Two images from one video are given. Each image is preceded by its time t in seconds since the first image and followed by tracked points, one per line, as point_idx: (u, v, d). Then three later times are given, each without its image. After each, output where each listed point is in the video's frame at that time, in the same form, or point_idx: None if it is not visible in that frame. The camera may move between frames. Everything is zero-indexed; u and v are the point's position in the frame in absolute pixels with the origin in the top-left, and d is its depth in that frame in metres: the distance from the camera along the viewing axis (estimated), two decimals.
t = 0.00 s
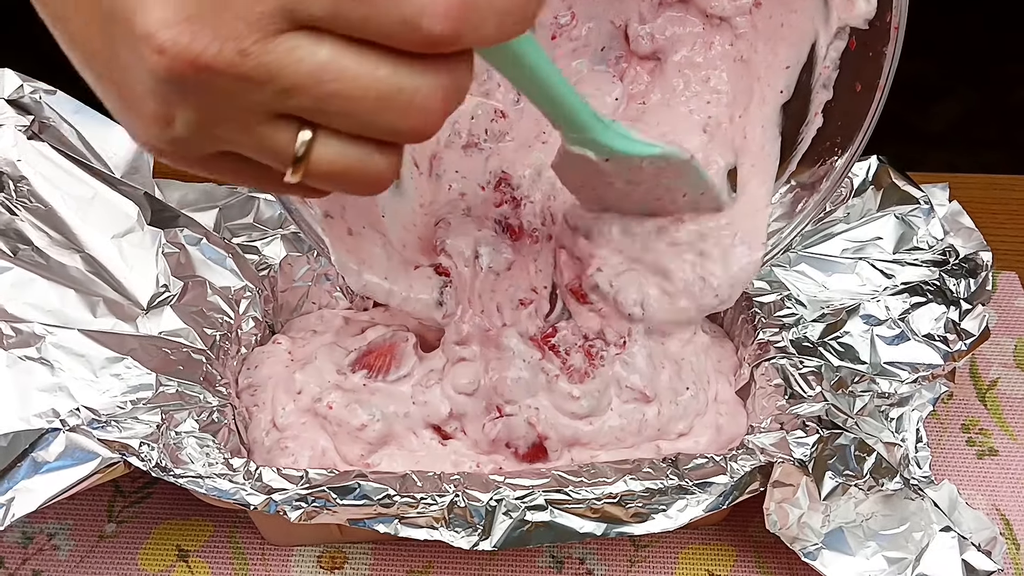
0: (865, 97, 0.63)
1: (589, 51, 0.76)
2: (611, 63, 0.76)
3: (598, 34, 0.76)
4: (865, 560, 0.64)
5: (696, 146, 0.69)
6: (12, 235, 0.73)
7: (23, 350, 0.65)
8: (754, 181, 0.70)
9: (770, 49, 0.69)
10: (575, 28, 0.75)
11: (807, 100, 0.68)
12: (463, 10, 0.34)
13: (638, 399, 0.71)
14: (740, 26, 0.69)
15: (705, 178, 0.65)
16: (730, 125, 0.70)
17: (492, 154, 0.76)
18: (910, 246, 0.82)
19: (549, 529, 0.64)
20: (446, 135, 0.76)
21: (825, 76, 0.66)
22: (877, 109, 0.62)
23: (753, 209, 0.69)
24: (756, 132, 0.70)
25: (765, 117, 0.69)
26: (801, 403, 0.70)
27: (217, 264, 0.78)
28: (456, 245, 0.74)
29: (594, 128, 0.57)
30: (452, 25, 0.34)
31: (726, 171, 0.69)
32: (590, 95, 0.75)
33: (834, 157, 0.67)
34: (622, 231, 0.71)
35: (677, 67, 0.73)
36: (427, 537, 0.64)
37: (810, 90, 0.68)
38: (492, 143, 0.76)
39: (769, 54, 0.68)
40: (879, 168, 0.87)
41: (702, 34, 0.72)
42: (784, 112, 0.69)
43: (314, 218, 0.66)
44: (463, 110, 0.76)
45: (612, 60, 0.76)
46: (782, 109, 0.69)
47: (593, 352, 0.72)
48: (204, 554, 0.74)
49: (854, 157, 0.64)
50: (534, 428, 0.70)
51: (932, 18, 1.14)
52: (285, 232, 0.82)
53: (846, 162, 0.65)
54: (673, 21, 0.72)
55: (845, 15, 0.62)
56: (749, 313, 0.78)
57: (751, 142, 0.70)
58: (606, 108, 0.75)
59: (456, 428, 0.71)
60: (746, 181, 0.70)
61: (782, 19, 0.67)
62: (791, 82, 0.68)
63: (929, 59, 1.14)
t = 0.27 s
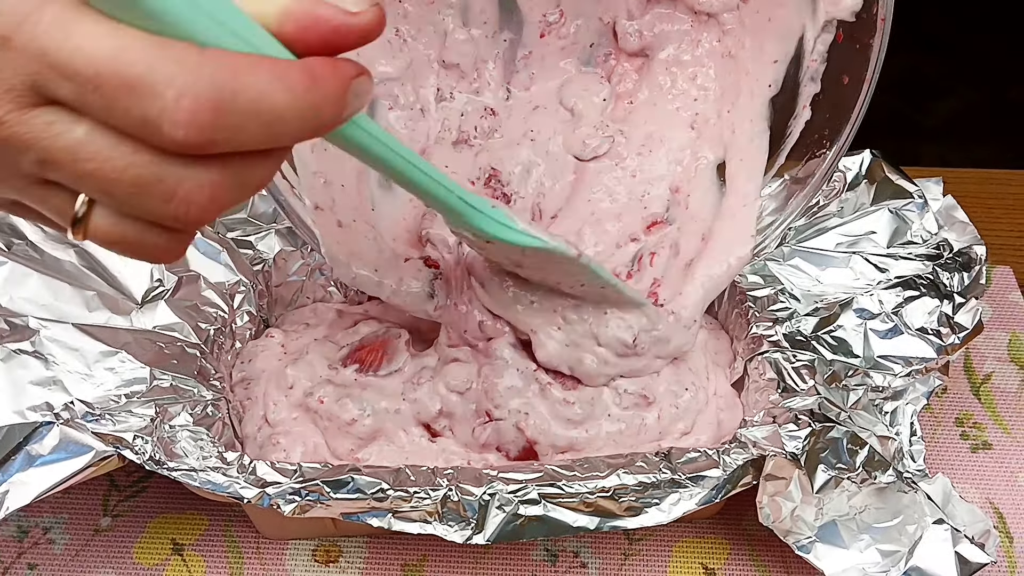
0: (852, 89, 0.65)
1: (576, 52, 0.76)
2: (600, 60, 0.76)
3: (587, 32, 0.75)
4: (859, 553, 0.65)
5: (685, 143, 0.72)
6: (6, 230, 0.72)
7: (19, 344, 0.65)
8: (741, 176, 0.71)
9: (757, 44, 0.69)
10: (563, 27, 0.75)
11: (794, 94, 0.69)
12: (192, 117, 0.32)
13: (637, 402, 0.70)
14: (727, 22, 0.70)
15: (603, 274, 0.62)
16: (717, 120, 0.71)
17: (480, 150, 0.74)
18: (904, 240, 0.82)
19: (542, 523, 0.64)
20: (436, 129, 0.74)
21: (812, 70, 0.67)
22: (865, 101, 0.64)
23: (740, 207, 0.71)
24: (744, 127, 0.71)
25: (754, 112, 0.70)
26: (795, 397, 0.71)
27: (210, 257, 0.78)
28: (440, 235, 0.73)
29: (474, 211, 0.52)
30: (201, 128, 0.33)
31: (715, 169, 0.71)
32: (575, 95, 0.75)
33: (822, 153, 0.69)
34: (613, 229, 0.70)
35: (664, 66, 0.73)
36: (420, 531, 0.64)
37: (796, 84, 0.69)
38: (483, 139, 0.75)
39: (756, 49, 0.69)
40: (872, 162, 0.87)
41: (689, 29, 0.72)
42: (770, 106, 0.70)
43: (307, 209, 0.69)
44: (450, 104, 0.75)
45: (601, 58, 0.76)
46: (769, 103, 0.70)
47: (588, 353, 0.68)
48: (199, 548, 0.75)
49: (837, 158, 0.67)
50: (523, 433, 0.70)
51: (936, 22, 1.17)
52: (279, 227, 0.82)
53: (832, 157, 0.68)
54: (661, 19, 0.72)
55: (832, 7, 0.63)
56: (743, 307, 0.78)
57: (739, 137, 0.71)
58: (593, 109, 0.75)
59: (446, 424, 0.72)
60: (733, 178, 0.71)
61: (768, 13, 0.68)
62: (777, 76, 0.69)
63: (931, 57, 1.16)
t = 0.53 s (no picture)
0: (879, 69, 0.64)
1: (604, 41, 0.76)
2: (629, 50, 0.76)
3: (613, 23, 0.75)
4: (859, 546, 0.65)
5: (713, 131, 0.72)
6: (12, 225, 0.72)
7: (26, 339, 0.66)
8: (770, 162, 0.70)
9: (784, 31, 0.68)
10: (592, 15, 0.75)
11: (824, 74, 0.68)
12: None
13: (644, 400, 0.71)
14: (756, 11, 0.70)
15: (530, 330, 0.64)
16: (744, 108, 0.71)
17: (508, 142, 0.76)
18: (903, 235, 0.82)
19: (544, 516, 0.65)
20: (467, 121, 0.75)
21: (840, 52, 0.66)
22: (892, 81, 0.63)
23: (768, 192, 0.70)
24: (771, 112, 0.70)
25: (781, 96, 0.70)
26: (795, 391, 0.71)
27: (215, 254, 0.78)
28: (469, 219, 0.69)
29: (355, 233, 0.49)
30: None
31: (742, 155, 0.71)
32: (600, 85, 0.76)
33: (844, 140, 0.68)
34: (640, 216, 0.72)
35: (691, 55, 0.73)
36: (423, 525, 0.65)
37: (824, 66, 0.68)
38: (513, 130, 0.76)
39: (783, 35, 0.68)
40: (871, 158, 0.88)
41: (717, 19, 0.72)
42: (796, 91, 0.69)
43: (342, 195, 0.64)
44: (481, 97, 0.76)
45: (630, 48, 0.76)
46: (796, 88, 0.69)
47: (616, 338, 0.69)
48: (204, 543, 0.75)
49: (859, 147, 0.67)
50: (526, 427, 0.71)
51: None
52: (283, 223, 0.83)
53: (858, 142, 0.67)
54: (688, 8, 0.72)
55: None
56: (744, 304, 0.79)
57: (767, 123, 0.70)
58: (620, 101, 0.76)
59: (448, 418, 0.73)
60: (761, 165, 0.71)
61: None
62: (805, 60, 0.68)
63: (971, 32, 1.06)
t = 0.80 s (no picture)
0: (880, 64, 0.64)
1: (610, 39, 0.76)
2: (634, 45, 0.77)
3: (619, 19, 0.75)
4: (867, 540, 0.66)
5: (717, 126, 0.74)
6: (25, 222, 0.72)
7: (41, 335, 0.66)
8: (774, 155, 0.72)
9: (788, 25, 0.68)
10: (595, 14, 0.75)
11: (826, 69, 0.68)
12: None
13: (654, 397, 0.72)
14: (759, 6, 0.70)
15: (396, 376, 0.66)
16: (749, 101, 0.72)
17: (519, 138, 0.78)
18: (909, 233, 0.83)
19: (555, 511, 0.65)
20: (476, 116, 0.77)
21: (843, 46, 0.66)
22: (893, 75, 0.63)
23: (772, 184, 0.71)
24: (775, 105, 0.71)
25: (784, 91, 0.70)
26: (802, 387, 0.71)
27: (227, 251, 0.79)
28: (477, 215, 0.74)
29: (185, 264, 0.56)
30: None
31: (746, 149, 0.73)
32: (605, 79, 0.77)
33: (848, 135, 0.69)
34: (646, 210, 0.76)
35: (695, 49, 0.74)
36: (436, 519, 0.65)
37: (827, 60, 0.68)
38: (521, 125, 0.78)
39: (787, 30, 0.68)
40: (878, 156, 0.89)
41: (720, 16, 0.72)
42: (801, 84, 0.70)
43: (349, 188, 0.70)
44: (489, 94, 0.77)
45: (635, 44, 0.77)
46: (799, 82, 0.70)
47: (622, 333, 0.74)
48: (217, 538, 0.76)
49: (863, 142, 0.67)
50: (533, 421, 0.71)
51: None
52: (294, 221, 0.84)
53: (862, 134, 0.68)
54: (693, 4, 0.72)
55: None
56: (752, 301, 0.79)
57: (770, 117, 0.71)
58: (625, 97, 0.77)
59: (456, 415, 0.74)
60: (765, 159, 0.72)
61: None
62: (808, 54, 0.68)
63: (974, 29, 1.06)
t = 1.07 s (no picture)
0: (904, 58, 0.65)
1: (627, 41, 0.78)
2: (652, 46, 0.78)
3: (637, 20, 0.76)
4: (878, 532, 0.66)
5: (738, 126, 0.74)
6: (41, 214, 0.73)
7: (58, 324, 0.66)
8: (796, 153, 0.73)
9: (807, 22, 0.70)
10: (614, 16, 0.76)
11: (847, 66, 0.70)
12: None
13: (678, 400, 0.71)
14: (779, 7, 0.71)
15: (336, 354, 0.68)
16: (769, 100, 0.74)
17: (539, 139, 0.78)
18: (919, 227, 0.83)
19: (568, 502, 0.66)
20: (493, 120, 0.77)
21: (864, 43, 0.68)
22: (919, 70, 0.64)
23: (796, 182, 0.72)
24: (796, 104, 0.72)
25: (806, 88, 0.72)
26: (814, 379, 0.72)
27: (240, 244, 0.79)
28: (500, 216, 0.74)
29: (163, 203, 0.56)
30: None
31: (767, 146, 0.73)
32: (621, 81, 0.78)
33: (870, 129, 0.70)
34: (668, 210, 0.75)
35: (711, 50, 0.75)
36: (449, 511, 0.66)
37: (848, 57, 0.69)
38: (540, 128, 0.78)
39: (808, 27, 0.70)
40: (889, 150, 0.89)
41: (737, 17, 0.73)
42: (823, 82, 0.71)
43: (373, 191, 0.66)
44: (507, 96, 0.78)
45: (653, 44, 0.78)
46: (821, 80, 0.71)
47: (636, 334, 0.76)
48: (230, 529, 0.76)
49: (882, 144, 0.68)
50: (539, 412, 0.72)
51: None
52: (305, 215, 0.85)
53: (886, 130, 0.69)
54: (711, 4, 0.73)
55: None
56: (761, 294, 0.80)
57: (793, 115, 0.73)
58: (643, 99, 0.77)
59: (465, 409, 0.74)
60: (787, 158, 0.73)
61: None
62: (829, 52, 0.70)
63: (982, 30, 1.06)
